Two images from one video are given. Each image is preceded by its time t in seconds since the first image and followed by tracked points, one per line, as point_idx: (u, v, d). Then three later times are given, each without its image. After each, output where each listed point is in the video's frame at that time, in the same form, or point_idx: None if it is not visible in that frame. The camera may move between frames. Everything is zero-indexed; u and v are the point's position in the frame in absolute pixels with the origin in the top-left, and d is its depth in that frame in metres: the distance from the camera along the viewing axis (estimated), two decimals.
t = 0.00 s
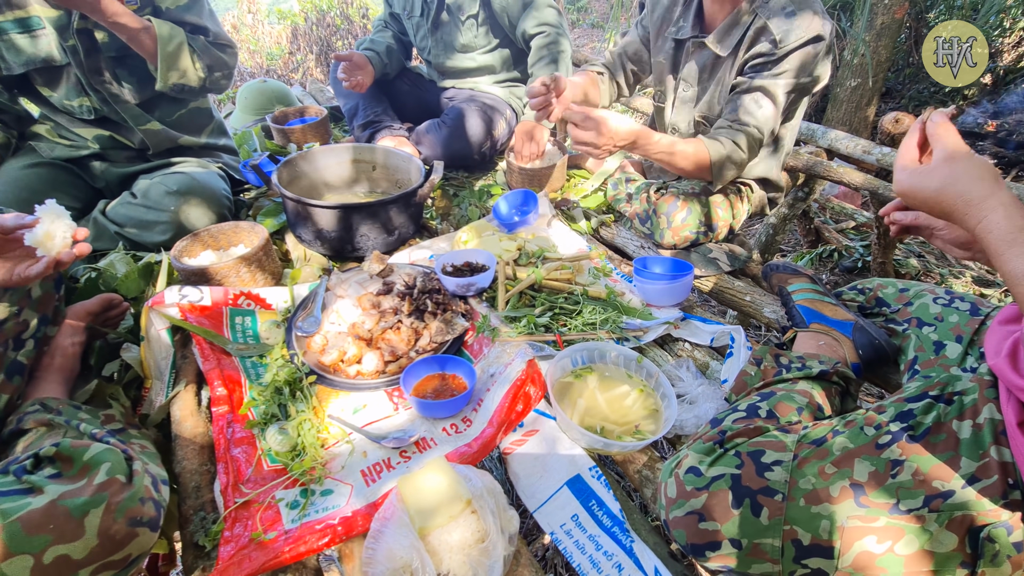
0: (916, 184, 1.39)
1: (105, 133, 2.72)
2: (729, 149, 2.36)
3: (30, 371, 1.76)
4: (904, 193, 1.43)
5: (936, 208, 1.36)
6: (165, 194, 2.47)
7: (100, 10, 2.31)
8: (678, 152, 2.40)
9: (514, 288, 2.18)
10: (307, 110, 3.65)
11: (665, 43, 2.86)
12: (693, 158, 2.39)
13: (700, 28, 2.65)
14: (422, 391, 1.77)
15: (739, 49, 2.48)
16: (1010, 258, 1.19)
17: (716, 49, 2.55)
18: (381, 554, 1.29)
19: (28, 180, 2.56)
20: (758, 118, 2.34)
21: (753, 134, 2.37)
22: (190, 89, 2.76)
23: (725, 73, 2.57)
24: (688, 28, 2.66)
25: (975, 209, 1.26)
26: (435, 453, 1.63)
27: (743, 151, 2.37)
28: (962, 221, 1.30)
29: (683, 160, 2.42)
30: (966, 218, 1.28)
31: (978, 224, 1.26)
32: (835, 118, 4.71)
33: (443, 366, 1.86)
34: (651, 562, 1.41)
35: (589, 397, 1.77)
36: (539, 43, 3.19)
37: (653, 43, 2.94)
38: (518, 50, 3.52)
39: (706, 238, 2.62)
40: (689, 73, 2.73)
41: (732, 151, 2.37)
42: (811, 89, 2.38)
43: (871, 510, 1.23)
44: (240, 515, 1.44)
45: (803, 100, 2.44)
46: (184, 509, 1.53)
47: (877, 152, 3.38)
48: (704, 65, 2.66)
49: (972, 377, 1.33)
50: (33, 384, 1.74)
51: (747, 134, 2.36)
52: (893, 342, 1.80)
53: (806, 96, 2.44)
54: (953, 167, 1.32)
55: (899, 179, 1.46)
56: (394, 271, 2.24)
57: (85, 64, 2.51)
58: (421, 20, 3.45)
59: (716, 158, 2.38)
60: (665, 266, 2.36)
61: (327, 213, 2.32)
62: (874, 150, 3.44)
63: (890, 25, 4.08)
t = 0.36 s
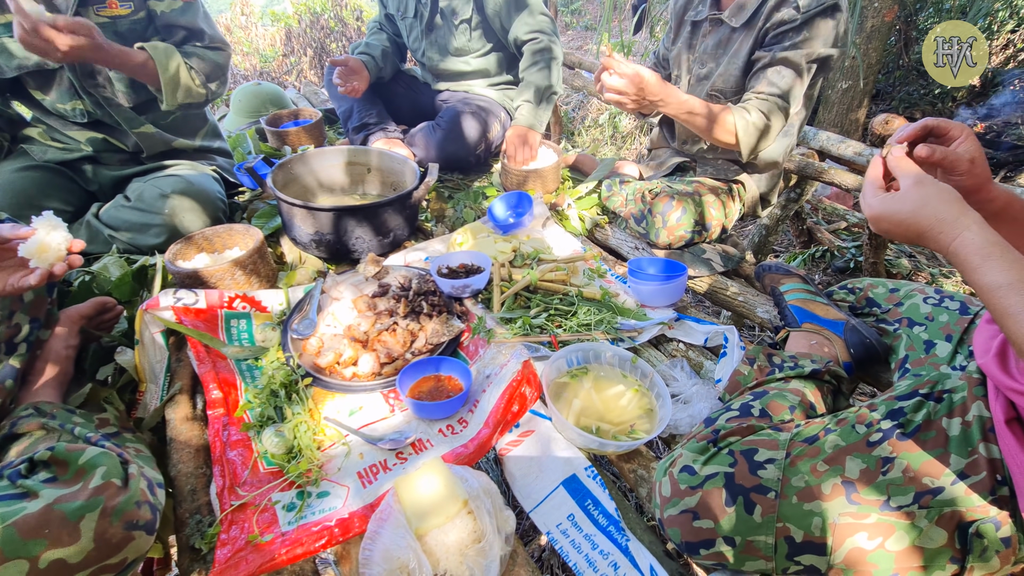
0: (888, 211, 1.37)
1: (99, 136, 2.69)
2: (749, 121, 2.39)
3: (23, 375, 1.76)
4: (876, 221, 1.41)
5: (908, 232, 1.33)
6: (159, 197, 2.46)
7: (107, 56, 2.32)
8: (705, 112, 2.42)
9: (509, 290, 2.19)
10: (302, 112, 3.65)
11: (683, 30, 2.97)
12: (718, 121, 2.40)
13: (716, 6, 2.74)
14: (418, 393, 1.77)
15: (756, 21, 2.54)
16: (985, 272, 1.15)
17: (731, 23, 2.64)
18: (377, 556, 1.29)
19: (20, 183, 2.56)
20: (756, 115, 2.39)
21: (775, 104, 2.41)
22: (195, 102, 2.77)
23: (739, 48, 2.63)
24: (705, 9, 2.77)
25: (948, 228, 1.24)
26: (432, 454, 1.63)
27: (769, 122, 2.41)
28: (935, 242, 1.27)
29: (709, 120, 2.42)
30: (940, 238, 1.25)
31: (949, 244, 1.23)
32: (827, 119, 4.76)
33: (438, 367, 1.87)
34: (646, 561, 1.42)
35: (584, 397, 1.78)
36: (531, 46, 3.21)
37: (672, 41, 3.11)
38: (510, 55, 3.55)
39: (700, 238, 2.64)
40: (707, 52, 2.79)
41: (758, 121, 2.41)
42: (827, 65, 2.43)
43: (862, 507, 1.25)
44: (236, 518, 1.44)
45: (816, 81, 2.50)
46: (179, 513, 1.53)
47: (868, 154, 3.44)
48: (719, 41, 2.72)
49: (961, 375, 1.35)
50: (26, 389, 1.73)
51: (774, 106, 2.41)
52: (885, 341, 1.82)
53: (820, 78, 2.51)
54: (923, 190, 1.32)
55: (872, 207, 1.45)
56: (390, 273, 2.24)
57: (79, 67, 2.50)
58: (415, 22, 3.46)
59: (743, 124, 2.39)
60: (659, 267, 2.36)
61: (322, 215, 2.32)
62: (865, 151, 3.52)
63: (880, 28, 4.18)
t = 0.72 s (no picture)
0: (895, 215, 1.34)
1: (96, 141, 2.74)
2: (762, 111, 2.38)
3: (20, 381, 1.76)
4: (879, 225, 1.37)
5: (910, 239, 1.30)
6: (157, 202, 2.47)
7: (145, 167, 2.36)
8: (716, 106, 2.42)
9: (508, 294, 2.20)
10: (300, 117, 3.66)
11: (692, 33, 3.03)
12: (727, 114, 2.41)
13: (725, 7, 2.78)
14: (417, 397, 1.78)
15: (765, 17, 2.56)
16: (988, 287, 1.14)
17: (737, 22, 2.68)
18: (376, 562, 1.31)
19: (17, 187, 2.54)
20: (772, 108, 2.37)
21: (786, 93, 2.38)
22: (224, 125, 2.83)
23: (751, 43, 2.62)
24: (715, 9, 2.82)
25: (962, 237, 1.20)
26: (430, 460, 1.64)
27: (787, 113, 2.37)
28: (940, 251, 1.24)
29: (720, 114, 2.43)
30: (945, 249, 1.23)
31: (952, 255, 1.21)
32: (823, 123, 4.79)
33: (436, 373, 1.86)
34: (644, 566, 1.42)
35: (583, 402, 1.79)
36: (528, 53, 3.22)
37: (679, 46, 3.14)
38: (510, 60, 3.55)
39: (697, 242, 2.65)
40: (714, 53, 2.82)
41: (773, 113, 2.38)
42: (837, 61, 2.43)
43: (858, 515, 1.25)
44: (235, 524, 1.44)
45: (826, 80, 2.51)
46: (178, 520, 1.53)
47: (863, 159, 3.49)
48: (728, 41, 2.74)
49: (955, 382, 1.36)
50: (24, 395, 1.74)
51: (790, 97, 2.38)
52: (880, 346, 1.84)
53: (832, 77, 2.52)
54: (934, 200, 1.30)
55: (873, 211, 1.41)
56: (389, 278, 2.25)
57: (74, 76, 2.54)
58: (413, 26, 3.47)
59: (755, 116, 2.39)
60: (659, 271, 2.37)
61: (321, 220, 2.34)
62: (861, 156, 3.56)
63: (876, 33, 4.22)
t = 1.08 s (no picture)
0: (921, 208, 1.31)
1: (100, 141, 2.71)
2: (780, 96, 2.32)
3: (25, 381, 1.75)
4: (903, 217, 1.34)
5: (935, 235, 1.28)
6: (162, 202, 2.46)
7: (153, 179, 2.44)
8: (736, 89, 2.34)
9: (514, 294, 2.19)
10: (304, 116, 3.65)
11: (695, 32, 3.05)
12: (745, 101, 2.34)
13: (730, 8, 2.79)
14: (424, 398, 1.77)
15: (767, 19, 2.55)
16: (1014, 288, 1.14)
17: (739, 23, 2.68)
18: (388, 563, 1.29)
19: (19, 185, 2.52)
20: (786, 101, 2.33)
21: (797, 87, 2.34)
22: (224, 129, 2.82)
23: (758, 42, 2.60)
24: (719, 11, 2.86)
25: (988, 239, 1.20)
26: (439, 460, 1.63)
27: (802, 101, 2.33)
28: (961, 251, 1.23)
29: (739, 98, 2.34)
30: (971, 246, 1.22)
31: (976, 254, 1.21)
32: (824, 124, 4.80)
33: (444, 373, 1.86)
34: (655, 566, 1.41)
35: (591, 402, 1.78)
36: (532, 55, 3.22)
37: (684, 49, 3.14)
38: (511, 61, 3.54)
39: (702, 241, 2.65)
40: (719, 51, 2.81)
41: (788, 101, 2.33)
42: (840, 59, 2.44)
43: (872, 513, 1.25)
44: (244, 525, 1.43)
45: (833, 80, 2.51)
46: (185, 520, 1.52)
47: (866, 159, 3.50)
48: (731, 41, 2.75)
49: (966, 380, 1.35)
50: (29, 395, 1.72)
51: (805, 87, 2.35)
52: (887, 345, 1.83)
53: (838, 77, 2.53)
54: (958, 199, 1.29)
55: (894, 203, 1.38)
56: (394, 277, 2.24)
57: (78, 75, 2.51)
58: (415, 27, 3.46)
59: (771, 103, 2.32)
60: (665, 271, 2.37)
61: (327, 220, 2.33)
62: (864, 156, 3.57)
63: (876, 34, 4.23)
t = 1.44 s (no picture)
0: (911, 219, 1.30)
1: (95, 134, 2.68)
2: (764, 86, 2.30)
3: (15, 375, 1.72)
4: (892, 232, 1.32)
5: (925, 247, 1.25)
6: (156, 195, 2.43)
7: (146, 171, 2.41)
8: (741, 76, 2.28)
9: (512, 289, 2.16)
10: (301, 111, 3.63)
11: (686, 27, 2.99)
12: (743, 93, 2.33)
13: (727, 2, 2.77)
14: (419, 394, 1.74)
15: (756, 16, 2.54)
16: (1001, 298, 1.11)
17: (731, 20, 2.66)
18: (381, 560, 1.27)
19: (13, 178, 2.49)
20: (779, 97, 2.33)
21: (790, 80, 2.33)
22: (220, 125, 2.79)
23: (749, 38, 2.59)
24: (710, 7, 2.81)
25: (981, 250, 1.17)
26: (435, 456, 1.60)
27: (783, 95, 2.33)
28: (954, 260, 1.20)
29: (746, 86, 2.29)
30: (961, 254, 1.19)
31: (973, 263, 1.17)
32: (825, 121, 4.78)
33: (441, 369, 1.84)
34: (654, 565, 1.39)
35: (589, 399, 1.76)
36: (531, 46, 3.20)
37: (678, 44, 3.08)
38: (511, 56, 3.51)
39: (703, 237, 2.62)
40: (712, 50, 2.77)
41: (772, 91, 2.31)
42: (822, 59, 2.43)
43: (876, 511, 1.22)
44: (236, 521, 1.41)
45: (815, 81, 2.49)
46: (176, 517, 1.50)
47: (868, 155, 3.48)
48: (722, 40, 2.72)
49: (972, 377, 1.33)
50: (19, 389, 1.70)
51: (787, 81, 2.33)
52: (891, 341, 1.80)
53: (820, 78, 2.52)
54: (952, 207, 1.27)
55: (887, 211, 1.37)
56: (391, 272, 2.22)
57: (74, 66, 2.48)
58: (414, 21, 3.43)
59: (757, 94, 2.31)
60: (666, 267, 2.34)
61: (324, 215, 2.30)
62: (865, 152, 3.54)
63: (877, 30, 4.20)
